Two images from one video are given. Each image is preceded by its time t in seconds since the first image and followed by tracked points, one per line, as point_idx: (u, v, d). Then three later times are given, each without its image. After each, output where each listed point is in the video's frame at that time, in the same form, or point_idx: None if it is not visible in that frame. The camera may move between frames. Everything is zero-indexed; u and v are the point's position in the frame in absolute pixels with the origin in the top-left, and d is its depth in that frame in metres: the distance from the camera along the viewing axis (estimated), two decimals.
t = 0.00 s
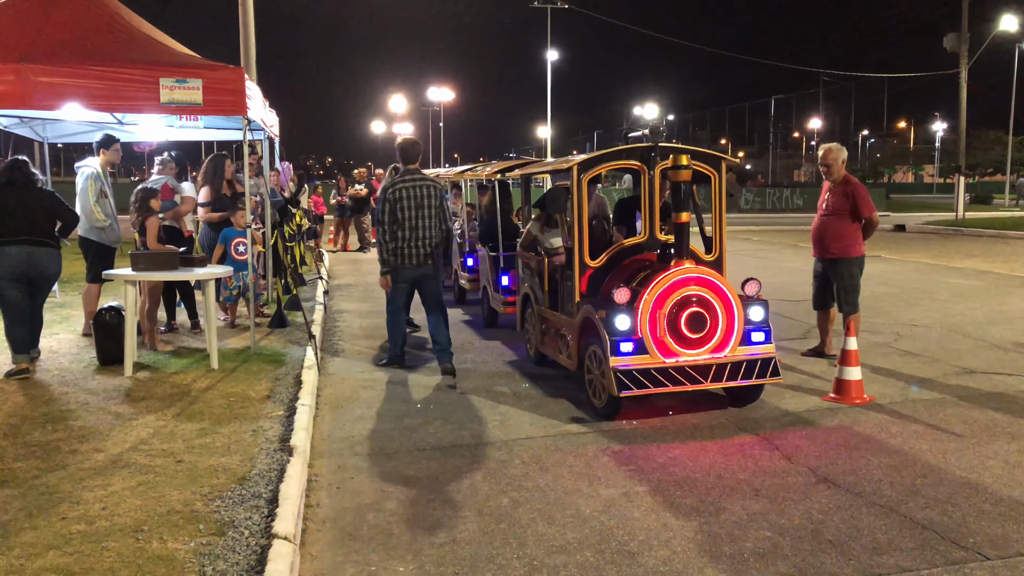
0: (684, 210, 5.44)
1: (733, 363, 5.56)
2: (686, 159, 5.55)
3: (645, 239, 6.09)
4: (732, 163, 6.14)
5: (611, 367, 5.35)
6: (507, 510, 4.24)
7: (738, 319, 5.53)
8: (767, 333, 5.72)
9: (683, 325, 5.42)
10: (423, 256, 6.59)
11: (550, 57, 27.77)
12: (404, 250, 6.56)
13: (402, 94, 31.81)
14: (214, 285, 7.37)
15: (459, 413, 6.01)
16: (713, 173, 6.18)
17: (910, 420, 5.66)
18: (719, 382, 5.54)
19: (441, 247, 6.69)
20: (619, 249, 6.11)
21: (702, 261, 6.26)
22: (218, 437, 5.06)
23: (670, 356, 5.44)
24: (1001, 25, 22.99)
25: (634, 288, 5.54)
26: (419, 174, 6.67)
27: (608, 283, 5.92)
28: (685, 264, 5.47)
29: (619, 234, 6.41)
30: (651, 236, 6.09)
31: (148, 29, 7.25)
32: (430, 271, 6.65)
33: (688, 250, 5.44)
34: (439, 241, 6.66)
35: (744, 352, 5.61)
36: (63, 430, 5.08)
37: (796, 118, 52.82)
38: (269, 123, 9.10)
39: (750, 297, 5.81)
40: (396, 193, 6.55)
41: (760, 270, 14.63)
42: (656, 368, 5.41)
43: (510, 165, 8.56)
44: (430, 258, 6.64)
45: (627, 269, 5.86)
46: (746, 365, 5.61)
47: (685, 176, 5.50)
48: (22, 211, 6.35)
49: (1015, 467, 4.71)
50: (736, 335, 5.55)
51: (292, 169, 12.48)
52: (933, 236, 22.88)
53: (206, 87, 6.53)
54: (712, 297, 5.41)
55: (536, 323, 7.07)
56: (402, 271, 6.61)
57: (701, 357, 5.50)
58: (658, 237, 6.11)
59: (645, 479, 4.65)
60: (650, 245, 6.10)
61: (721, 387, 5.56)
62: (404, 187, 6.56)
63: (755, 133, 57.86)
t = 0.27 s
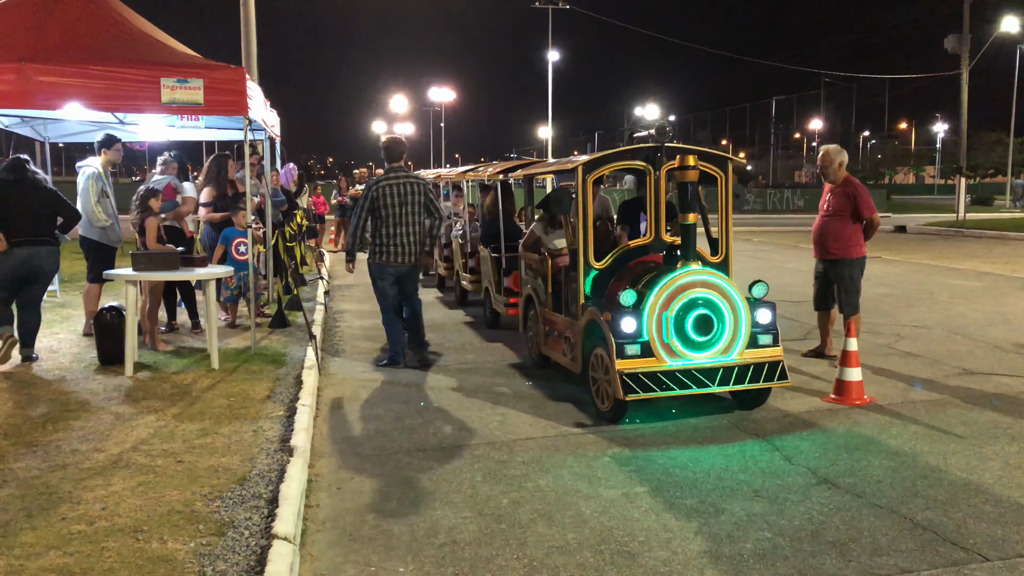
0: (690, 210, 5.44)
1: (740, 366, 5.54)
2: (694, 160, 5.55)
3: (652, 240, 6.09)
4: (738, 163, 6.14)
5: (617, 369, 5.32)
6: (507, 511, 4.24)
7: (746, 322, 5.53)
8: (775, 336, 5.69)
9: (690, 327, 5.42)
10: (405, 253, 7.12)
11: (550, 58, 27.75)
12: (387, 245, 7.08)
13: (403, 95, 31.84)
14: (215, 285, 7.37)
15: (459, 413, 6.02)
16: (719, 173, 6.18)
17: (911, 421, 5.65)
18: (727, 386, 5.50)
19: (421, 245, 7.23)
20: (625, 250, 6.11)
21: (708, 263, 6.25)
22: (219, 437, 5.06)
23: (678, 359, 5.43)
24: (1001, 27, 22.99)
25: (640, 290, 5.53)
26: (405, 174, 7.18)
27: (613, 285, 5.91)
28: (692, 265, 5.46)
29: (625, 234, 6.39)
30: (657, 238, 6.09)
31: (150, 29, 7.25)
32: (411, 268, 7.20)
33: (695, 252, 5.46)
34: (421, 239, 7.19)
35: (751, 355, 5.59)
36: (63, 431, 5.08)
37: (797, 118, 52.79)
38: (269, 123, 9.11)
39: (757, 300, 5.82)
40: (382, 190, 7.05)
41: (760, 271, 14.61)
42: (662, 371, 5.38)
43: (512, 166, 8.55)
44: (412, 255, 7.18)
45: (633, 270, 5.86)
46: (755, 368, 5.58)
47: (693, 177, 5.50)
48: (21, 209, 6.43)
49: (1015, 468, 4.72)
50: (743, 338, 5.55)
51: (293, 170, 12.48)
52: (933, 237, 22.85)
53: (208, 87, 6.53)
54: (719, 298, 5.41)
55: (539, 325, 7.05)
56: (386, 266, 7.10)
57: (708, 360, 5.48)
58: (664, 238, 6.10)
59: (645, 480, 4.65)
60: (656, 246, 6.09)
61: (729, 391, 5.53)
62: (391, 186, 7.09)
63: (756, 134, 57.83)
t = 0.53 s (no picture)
0: (699, 212, 5.41)
1: (751, 370, 5.48)
2: (703, 159, 5.50)
3: (659, 242, 6.08)
4: (746, 164, 6.13)
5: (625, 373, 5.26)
6: (507, 511, 4.24)
7: (755, 325, 5.49)
8: (785, 340, 5.64)
9: (699, 331, 5.38)
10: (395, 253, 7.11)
11: (551, 59, 27.74)
12: (378, 245, 7.08)
13: (404, 95, 31.85)
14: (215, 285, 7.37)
15: (460, 414, 6.01)
16: (727, 174, 6.17)
17: (911, 422, 5.65)
18: (738, 391, 5.43)
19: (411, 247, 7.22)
20: (632, 252, 6.10)
21: (716, 266, 6.24)
22: (219, 437, 5.06)
23: (686, 363, 5.38)
24: (1003, 28, 22.97)
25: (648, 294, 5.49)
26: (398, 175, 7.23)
27: (620, 288, 5.86)
28: (700, 268, 5.43)
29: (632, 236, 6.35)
30: (664, 240, 6.08)
31: (150, 29, 7.25)
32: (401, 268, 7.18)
33: (703, 254, 5.44)
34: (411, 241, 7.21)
35: (762, 359, 5.54)
36: (64, 431, 5.08)
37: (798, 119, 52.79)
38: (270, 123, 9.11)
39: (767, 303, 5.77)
40: (374, 190, 7.10)
41: (760, 272, 14.60)
42: (672, 375, 5.33)
43: (515, 166, 8.52)
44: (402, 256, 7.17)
45: (640, 273, 5.83)
46: (765, 372, 5.52)
47: (701, 177, 5.45)
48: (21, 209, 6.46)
49: (1016, 469, 4.71)
50: (752, 342, 5.51)
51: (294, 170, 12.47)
52: (934, 238, 22.83)
53: (209, 87, 6.53)
54: (728, 301, 5.38)
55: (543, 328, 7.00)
56: (376, 265, 7.07)
57: (718, 365, 5.43)
58: (671, 240, 6.08)
59: (646, 481, 4.65)
60: (663, 248, 6.09)
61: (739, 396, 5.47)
62: (383, 186, 7.12)
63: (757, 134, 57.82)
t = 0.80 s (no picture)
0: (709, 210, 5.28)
1: (763, 374, 5.37)
2: (714, 159, 5.49)
3: (667, 242, 5.99)
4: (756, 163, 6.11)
5: (634, 377, 5.16)
6: (506, 510, 4.25)
7: (768, 327, 5.36)
8: (798, 343, 5.53)
9: (711, 334, 5.25)
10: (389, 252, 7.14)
11: (551, 57, 27.71)
12: (371, 243, 7.08)
13: (404, 94, 31.83)
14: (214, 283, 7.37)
15: (459, 412, 6.02)
16: (737, 173, 6.14)
17: (911, 421, 5.65)
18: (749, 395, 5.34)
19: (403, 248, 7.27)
20: (640, 253, 6.02)
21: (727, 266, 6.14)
22: (218, 435, 5.07)
23: (698, 366, 5.26)
24: (1003, 27, 22.96)
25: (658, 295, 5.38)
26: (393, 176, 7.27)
27: (630, 286, 5.79)
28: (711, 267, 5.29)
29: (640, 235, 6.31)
30: (672, 239, 5.98)
31: (150, 27, 7.24)
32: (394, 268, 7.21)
33: (714, 254, 5.31)
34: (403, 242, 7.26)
35: (775, 362, 5.42)
36: (63, 428, 5.08)
37: (798, 119, 52.78)
38: (270, 121, 9.10)
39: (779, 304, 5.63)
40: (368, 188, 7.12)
41: (759, 271, 14.60)
42: (682, 379, 5.23)
43: (518, 164, 8.46)
44: (395, 255, 7.20)
45: (649, 273, 5.73)
46: (778, 376, 5.41)
47: (712, 176, 5.43)
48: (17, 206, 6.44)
49: (1015, 469, 4.71)
50: (765, 344, 5.38)
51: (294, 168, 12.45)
52: (933, 237, 22.83)
53: (208, 85, 6.52)
54: (740, 303, 5.25)
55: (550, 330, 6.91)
56: (368, 264, 7.07)
57: (730, 368, 5.32)
58: (680, 240, 5.99)
59: (645, 479, 4.66)
60: (672, 248, 6.00)
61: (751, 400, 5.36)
62: (379, 185, 7.16)
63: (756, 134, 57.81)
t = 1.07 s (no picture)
0: (723, 211, 5.14)
1: (779, 378, 5.17)
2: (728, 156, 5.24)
3: (679, 242, 5.83)
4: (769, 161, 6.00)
5: (646, 381, 4.96)
6: (506, 507, 4.25)
7: (783, 329, 5.17)
8: (815, 345, 5.33)
9: (725, 337, 5.04)
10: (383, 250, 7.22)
11: (551, 55, 27.67)
12: (362, 239, 7.15)
13: (404, 91, 31.83)
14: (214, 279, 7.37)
15: (459, 409, 6.02)
16: (750, 171, 6.02)
17: (910, 420, 5.65)
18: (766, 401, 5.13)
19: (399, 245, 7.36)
20: (651, 252, 5.83)
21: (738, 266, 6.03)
22: (218, 432, 5.07)
23: (712, 370, 5.06)
24: (1003, 26, 22.95)
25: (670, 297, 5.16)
26: (387, 173, 7.32)
27: (639, 287, 5.63)
28: (725, 268, 5.08)
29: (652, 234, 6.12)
30: (684, 238, 5.85)
31: (151, 24, 7.24)
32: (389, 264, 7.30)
33: (729, 254, 5.10)
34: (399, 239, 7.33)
35: (791, 366, 5.22)
36: (63, 425, 5.08)
37: (798, 117, 52.76)
38: (270, 118, 9.09)
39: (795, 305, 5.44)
40: (360, 184, 7.17)
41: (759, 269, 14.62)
42: (696, 384, 5.01)
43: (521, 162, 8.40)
44: (387, 251, 7.26)
45: (660, 274, 5.55)
46: (794, 380, 5.22)
47: (727, 174, 5.21)
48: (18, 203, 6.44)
49: (1014, 467, 4.71)
50: (780, 346, 5.19)
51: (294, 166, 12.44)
52: (932, 236, 22.85)
53: (208, 82, 6.51)
54: (755, 304, 5.05)
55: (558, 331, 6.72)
56: (359, 259, 7.18)
57: (745, 372, 5.11)
58: (692, 239, 5.87)
59: (644, 476, 4.66)
60: (683, 248, 5.84)
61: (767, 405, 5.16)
62: (372, 182, 7.21)
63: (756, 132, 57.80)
